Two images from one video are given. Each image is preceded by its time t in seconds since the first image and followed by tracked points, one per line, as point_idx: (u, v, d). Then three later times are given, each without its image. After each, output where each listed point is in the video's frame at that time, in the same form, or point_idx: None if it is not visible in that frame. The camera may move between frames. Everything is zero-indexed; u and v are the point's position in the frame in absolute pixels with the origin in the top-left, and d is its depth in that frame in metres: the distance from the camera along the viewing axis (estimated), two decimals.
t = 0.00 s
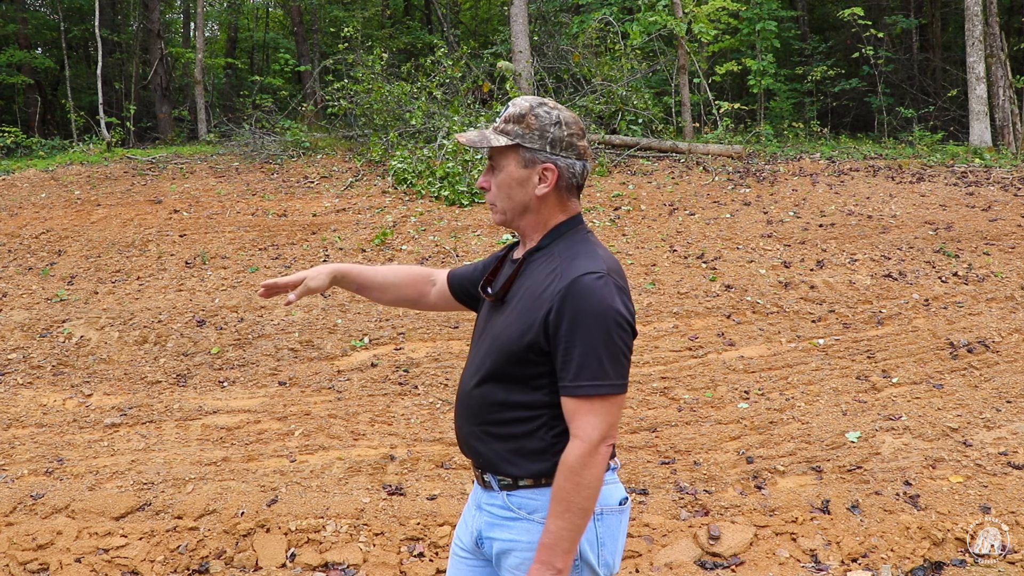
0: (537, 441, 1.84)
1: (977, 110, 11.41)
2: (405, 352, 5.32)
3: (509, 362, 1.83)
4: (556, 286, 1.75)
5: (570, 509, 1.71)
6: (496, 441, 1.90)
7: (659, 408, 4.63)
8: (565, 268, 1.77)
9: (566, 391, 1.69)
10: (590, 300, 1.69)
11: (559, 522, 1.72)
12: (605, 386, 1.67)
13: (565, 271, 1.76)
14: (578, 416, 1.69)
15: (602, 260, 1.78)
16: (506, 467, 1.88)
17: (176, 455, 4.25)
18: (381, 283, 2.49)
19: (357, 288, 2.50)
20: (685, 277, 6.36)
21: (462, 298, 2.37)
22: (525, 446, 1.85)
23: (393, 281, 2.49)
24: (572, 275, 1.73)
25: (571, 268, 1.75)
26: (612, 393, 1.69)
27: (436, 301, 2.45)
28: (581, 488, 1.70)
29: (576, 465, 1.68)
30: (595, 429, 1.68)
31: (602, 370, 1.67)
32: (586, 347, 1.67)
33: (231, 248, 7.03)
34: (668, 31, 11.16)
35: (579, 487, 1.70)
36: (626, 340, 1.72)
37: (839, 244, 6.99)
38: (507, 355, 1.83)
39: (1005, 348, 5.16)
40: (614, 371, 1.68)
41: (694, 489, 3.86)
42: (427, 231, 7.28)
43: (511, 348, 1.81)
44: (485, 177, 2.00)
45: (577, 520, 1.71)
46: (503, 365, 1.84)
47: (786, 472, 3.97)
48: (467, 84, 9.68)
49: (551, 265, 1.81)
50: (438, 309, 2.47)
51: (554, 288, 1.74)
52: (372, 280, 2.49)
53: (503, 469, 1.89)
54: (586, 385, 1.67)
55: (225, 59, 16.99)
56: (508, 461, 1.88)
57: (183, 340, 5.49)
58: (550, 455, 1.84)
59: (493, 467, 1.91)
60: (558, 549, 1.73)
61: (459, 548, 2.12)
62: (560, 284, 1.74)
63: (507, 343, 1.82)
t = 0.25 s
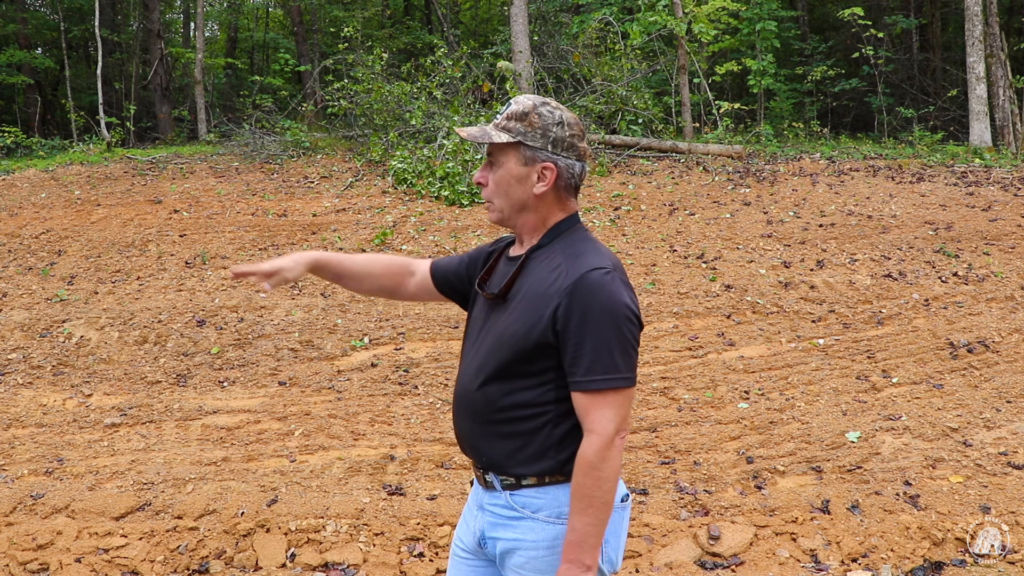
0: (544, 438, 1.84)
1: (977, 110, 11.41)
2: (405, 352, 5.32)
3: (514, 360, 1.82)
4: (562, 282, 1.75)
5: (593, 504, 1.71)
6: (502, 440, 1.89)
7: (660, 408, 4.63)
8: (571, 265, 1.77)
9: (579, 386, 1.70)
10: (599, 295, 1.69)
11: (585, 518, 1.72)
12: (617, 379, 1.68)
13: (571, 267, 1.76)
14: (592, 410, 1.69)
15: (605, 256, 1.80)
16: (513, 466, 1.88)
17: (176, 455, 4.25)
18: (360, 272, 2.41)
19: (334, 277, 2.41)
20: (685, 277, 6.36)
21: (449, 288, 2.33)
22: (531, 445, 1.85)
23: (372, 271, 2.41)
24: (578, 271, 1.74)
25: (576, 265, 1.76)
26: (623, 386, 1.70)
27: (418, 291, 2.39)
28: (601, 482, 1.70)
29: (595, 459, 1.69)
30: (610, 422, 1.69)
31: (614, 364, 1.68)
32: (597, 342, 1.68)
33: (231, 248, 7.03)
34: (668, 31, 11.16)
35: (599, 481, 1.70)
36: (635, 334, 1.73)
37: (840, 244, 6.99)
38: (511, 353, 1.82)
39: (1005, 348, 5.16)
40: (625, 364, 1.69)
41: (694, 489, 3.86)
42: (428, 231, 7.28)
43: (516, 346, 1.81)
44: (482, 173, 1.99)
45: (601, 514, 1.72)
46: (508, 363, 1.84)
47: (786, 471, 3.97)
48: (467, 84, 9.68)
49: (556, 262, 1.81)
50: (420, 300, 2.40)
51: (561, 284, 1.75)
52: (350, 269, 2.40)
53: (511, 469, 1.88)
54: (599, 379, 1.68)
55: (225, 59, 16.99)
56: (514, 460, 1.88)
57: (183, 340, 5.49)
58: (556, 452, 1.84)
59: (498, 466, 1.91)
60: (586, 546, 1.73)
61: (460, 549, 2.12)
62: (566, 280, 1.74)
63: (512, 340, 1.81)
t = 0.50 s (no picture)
0: (543, 435, 1.84)
1: (977, 110, 11.41)
2: (405, 352, 5.32)
3: (512, 356, 1.82)
4: (559, 278, 1.74)
5: (596, 500, 1.71)
6: (500, 438, 1.89)
7: (660, 408, 4.62)
8: (568, 260, 1.77)
9: (579, 381, 1.70)
10: (597, 290, 1.69)
11: (587, 514, 1.72)
12: (617, 373, 1.68)
13: (568, 263, 1.76)
14: (593, 406, 1.69)
15: (603, 251, 1.80)
16: (514, 464, 1.88)
17: (176, 455, 4.25)
18: (338, 249, 2.36)
19: (310, 254, 2.36)
20: (685, 277, 6.36)
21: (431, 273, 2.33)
22: (531, 441, 1.85)
23: (351, 250, 2.37)
24: (576, 267, 1.74)
25: (574, 261, 1.76)
26: (624, 380, 1.70)
27: (396, 273, 2.36)
28: (605, 478, 1.70)
29: (597, 455, 1.69)
30: (611, 417, 1.69)
31: (613, 358, 1.68)
32: (596, 337, 1.68)
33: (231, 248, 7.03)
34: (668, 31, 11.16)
35: (602, 477, 1.70)
36: (633, 328, 1.73)
37: (839, 244, 6.99)
38: (509, 350, 1.82)
39: (1005, 348, 5.16)
40: (624, 359, 1.70)
41: (694, 489, 3.86)
42: (428, 231, 7.28)
43: (514, 342, 1.80)
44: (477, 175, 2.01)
45: (603, 510, 1.72)
46: (506, 359, 1.83)
47: (786, 471, 3.97)
48: (467, 84, 9.68)
49: (553, 258, 1.80)
50: (396, 283, 2.37)
51: (558, 280, 1.74)
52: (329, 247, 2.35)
53: (511, 467, 1.88)
54: (599, 374, 1.68)
55: (225, 60, 16.99)
56: (514, 458, 1.88)
57: (183, 340, 5.49)
58: (555, 449, 1.84)
59: (497, 464, 1.91)
60: (589, 541, 1.73)
61: (460, 549, 2.12)
62: (563, 276, 1.74)
63: (509, 336, 1.81)
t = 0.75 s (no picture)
0: (535, 436, 1.84)
1: (977, 110, 11.41)
2: (405, 352, 5.32)
3: (504, 357, 1.82)
4: (550, 279, 1.74)
5: (582, 503, 1.71)
6: (494, 439, 1.90)
7: (659, 408, 4.62)
8: (559, 262, 1.76)
9: (568, 385, 1.69)
10: (587, 293, 1.69)
11: (572, 517, 1.72)
12: (606, 377, 1.68)
13: (560, 264, 1.75)
14: (583, 409, 1.69)
15: (596, 252, 1.79)
16: (507, 465, 1.88)
17: (176, 455, 4.25)
18: (350, 232, 2.46)
19: (325, 236, 2.47)
20: (685, 277, 6.36)
21: (432, 259, 2.36)
22: (524, 442, 1.85)
23: (363, 234, 2.46)
24: (567, 268, 1.73)
25: (566, 261, 1.75)
26: (613, 383, 1.69)
27: (400, 259, 2.41)
28: (592, 481, 1.70)
29: (585, 458, 1.69)
30: (601, 421, 1.69)
31: (603, 361, 1.68)
32: (585, 340, 1.67)
33: (231, 248, 7.03)
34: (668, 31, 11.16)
35: (590, 480, 1.70)
36: (624, 330, 1.73)
37: (840, 244, 6.99)
38: (501, 351, 1.82)
39: (1005, 348, 5.16)
40: (614, 362, 1.69)
41: (694, 489, 3.86)
42: (427, 231, 7.28)
43: (506, 343, 1.80)
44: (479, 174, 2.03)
45: (590, 513, 1.72)
46: (498, 360, 1.83)
47: (785, 472, 3.97)
48: (467, 84, 9.67)
49: (545, 259, 1.80)
50: (401, 268, 2.43)
51: (549, 281, 1.74)
52: (341, 230, 2.45)
53: (504, 468, 1.89)
54: (588, 376, 1.67)
55: (225, 59, 16.99)
56: (507, 459, 1.88)
57: (183, 340, 5.49)
58: (547, 450, 1.84)
59: (491, 465, 1.92)
60: (572, 544, 1.74)
61: (458, 550, 2.12)
62: (554, 277, 1.73)
63: (501, 338, 1.81)
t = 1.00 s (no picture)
0: (525, 438, 1.85)
1: (977, 110, 11.41)
2: (405, 352, 5.32)
3: (495, 359, 1.82)
4: (541, 283, 1.74)
5: (563, 510, 1.71)
6: (485, 439, 1.91)
7: (659, 408, 4.62)
8: (551, 264, 1.76)
9: (555, 390, 1.69)
10: (575, 298, 1.68)
11: (554, 524, 1.72)
12: (593, 383, 1.67)
13: (551, 267, 1.75)
14: (569, 415, 1.69)
15: (589, 256, 1.78)
16: (498, 466, 1.89)
17: (176, 455, 4.25)
18: (379, 215, 2.53)
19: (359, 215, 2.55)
20: (685, 277, 6.36)
21: (448, 247, 2.38)
22: (514, 444, 1.86)
23: (391, 217, 2.52)
24: (557, 272, 1.72)
25: (558, 264, 1.75)
26: (601, 390, 1.69)
27: (420, 244, 2.45)
28: (575, 488, 1.70)
29: (569, 465, 1.69)
30: (587, 428, 1.68)
31: (589, 367, 1.67)
32: (572, 345, 1.67)
33: (231, 248, 7.03)
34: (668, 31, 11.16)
35: (573, 487, 1.70)
36: (613, 336, 1.71)
37: (840, 244, 6.99)
38: (492, 353, 1.82)
39: (1005, 348, 5.16)
40: (602, 368, 1.68)
41: (694, 489, 3.86)
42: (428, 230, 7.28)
43: (497, 345, 1.80)
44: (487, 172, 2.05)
45: (573, 520, 1.72)
46: (489, 362, 1.84)
47: (786, 472, 3.97)
48: (467, 84, 9.67)
49: (538, 261, 1.80)
50: (420, 253, 2.46)
51: (539, 285, 1.73)
52: (372, 211, 2.52)
53: (495, 469, 1.90)
54: (575, 382, 1.67)
55: (225, 59, 16.99)
56: (498, 460, 1.89)
57: (183, 340, 5.49)
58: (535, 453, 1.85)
59: (482, 465, 1.93)
60: (553, 551, 1.74)
61: (454, 549, 2.13)
62: (544, 281, 1.73)
63: (492, 339, 1.81)
